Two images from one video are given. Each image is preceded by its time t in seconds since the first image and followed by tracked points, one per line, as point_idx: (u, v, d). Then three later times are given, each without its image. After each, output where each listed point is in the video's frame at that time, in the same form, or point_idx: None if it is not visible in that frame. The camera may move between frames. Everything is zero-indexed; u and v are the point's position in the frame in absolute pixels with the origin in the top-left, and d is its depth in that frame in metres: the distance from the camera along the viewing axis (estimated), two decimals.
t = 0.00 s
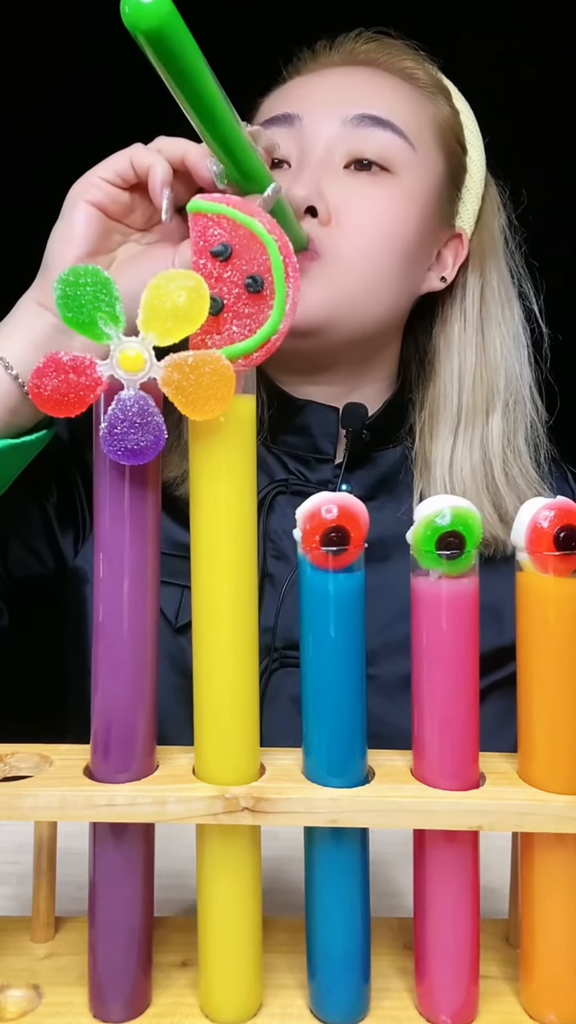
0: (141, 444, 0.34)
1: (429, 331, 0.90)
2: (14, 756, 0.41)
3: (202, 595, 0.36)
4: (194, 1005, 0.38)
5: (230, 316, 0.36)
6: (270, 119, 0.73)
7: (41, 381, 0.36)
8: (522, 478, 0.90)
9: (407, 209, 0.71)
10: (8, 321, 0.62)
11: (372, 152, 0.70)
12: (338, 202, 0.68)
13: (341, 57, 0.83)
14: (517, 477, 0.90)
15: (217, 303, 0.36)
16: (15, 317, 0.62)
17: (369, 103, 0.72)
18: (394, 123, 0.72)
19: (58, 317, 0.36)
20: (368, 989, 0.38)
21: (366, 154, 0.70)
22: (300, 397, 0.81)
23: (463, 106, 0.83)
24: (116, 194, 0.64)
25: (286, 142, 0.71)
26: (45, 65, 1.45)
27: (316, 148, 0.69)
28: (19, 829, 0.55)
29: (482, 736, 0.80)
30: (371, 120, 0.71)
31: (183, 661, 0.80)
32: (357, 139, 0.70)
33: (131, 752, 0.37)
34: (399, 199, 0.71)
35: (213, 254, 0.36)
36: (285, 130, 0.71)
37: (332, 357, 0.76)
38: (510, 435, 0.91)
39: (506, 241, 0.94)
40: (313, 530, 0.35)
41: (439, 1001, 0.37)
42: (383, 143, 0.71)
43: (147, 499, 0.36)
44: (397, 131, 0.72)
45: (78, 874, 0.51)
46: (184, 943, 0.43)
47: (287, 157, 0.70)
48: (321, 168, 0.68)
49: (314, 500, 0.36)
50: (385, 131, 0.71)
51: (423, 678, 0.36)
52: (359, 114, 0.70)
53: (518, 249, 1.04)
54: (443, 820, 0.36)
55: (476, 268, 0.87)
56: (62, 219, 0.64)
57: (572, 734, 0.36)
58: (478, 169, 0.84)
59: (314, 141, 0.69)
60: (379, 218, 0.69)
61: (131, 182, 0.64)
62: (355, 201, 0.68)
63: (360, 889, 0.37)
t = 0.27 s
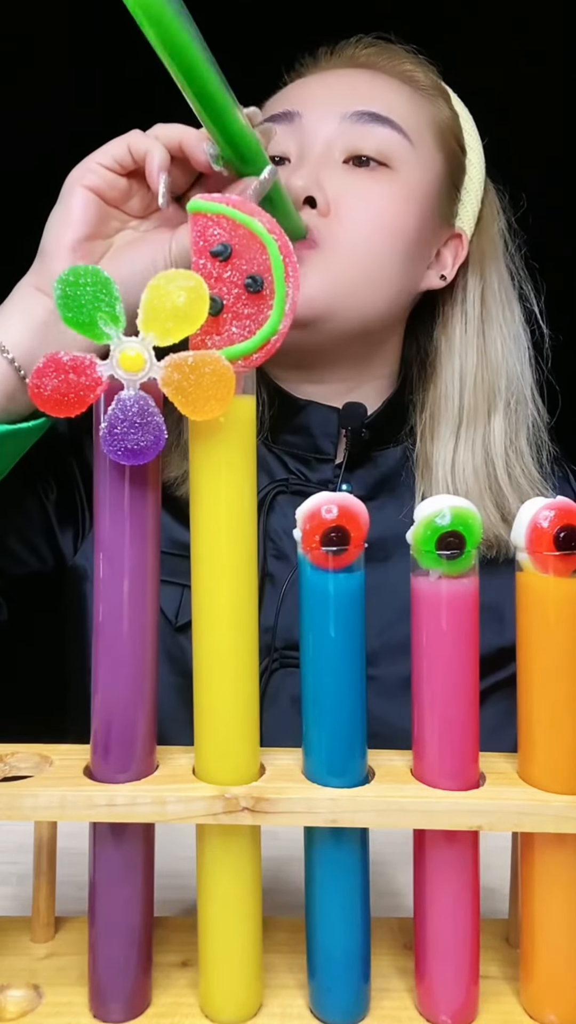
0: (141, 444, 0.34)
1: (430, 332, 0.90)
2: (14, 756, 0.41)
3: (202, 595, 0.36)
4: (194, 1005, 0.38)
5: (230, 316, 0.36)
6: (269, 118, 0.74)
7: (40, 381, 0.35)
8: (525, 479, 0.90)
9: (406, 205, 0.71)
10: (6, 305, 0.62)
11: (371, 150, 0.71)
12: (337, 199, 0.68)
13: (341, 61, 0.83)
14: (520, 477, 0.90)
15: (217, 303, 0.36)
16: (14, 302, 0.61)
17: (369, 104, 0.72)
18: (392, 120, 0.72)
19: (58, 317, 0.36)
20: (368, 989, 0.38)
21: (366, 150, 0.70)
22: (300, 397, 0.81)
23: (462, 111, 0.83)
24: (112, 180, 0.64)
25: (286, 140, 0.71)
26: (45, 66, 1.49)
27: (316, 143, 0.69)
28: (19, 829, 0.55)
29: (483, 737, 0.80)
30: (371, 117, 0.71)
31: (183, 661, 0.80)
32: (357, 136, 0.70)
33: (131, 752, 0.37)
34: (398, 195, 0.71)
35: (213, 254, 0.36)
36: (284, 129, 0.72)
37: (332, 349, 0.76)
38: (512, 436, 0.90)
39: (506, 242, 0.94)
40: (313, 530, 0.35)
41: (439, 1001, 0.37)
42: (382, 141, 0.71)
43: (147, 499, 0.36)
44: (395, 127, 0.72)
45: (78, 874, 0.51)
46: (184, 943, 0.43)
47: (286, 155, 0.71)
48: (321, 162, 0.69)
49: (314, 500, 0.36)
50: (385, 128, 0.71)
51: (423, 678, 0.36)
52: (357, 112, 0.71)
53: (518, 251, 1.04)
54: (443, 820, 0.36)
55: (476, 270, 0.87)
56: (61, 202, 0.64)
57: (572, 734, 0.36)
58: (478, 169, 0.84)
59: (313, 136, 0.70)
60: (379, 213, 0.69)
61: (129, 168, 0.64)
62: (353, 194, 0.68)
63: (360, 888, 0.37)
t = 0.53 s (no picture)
0: (141, 444, 0.34)
1: (431, 334, 0.90)
2: (14, 756, 0.41)
3: (202, 595, 0.36)
4: (194, 1005, 0.38)
5: (230, 317, 0.36)
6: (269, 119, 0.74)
7: (41, 381, 0.35)
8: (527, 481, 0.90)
9: (405, 202, 0.71)
10: (4, 291, 0.62)
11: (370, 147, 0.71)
12: (336, 196, 0.68)
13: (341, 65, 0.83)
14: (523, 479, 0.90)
15: (217, 303, 0.36)
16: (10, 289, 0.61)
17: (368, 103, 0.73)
18: (391, 118, 0.72)
19: (58, 317, 0.36)
20: (368, 989, 0.38)
21: (365, 147, 0.70)
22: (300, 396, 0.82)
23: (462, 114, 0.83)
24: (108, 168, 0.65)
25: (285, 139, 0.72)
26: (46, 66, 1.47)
27: (315, 141, 0.70)
28: (19, 829, 0.55)
29: (483, 737, 0.80)
30: (368, 116, 0.71)
31: (184, 660, 0.80)
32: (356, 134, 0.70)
33: (131, 752, 0.37)
34: (397, 191, 0.71)
35: (213, 254, 0.36)
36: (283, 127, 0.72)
37: (332, 347, 0.76)
38: (514, 437, 0.90)
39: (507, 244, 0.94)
40: (313, 530, 0.35)
41: (439, 1001, 0.37)
42: (382, 141, 0.71)
43: (147, 499, 0.36)
44: (395, 125, 0.72)
45: (78, 874, 0.51)
46: (184, 943, 0.43)
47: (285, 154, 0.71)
48: (320, 159, 0.69)
49: (314, 500, 0.36)
50: (383, 126, 0.72)
51: (423, 678, 0.36)
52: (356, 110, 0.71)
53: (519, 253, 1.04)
54: (443, 820, 0.36)
55: (477, 272, 0.87)
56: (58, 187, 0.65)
57: (572, 734, 0.36)
58: (478, 169, 0.84)
59: (313, 134, 0.70)
60: (378, 208, 0.69)
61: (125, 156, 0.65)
62: (352, 191, 0.68)
63: (360, 888, 0.37)
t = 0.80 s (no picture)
0: (141, 444, 0.34)
1: (431, 334, 0.90)
2: (14, 756, 0.41)
3: (202, 595, 0.36)
4: (194, 1005, 0.38)
5: (230, 317, 0.36)
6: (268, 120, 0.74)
7: (41, 381, 0.35)
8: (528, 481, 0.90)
9: (404, 200, 0.71)
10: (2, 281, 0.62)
11: (368, 147, 0.71)
12: (333, 194, 0.68)
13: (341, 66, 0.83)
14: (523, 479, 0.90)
15: (217, 303, 0.36)
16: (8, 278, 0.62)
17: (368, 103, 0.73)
18: (389, 118, 0.73)
19: (58, 317, 0.36)
20: (368, 989, 0.38)
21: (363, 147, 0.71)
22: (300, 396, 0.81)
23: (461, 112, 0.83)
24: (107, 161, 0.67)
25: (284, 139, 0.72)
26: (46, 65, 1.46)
27: (314, 140, 0.70)
28: (19, 829, 0.55)
29: (483, 737, 0.80)
30: (367, 115, 0.71)
31: (184, 660, 0.80)
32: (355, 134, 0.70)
33: (131, 752, 0.37)
34: (397, 189, 0.71)
35: (213, 254, 0.36)
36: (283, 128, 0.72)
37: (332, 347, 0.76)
38: (515, 437, 0.90)
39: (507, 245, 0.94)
40: (313, 530, 0.35)
41: (439, 1001, 0.37)
42: (381, 141, 0.71)
43: (147, 499, 0.36)
44: (394, 125, 0.72)
45: (78, 874, 0.51)
46: (184, 943, 0.43)
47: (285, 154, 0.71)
48: (318, 158, 0.69)
49: (314, 500, 0.36)
50: (381, 125, 0.72)
51: (423, 678, 0.36)
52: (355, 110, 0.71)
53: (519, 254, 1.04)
54: (443, 820, 0.36)
55: (477, 273, 0.87)
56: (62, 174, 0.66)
57: (572, 734, 0.36)
58: (478, 170, 0.84)
59: (312, 134, 0.70)
60: (378, 207, 0.69)
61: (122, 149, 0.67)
62: (351, 189, 0.68)
63: (359, 888, 0.37)
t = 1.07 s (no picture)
0: (141, 444, 0.34)
1: (430, 335, 0.90)
2: (14, 756, 0.41)
3: (202, 595, 0.36)
4: (194, 1005, 0.38)
5: (230, 317, 0.36)
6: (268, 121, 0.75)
7: (41, 381, 0.35)
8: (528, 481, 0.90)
9: (403, 198, 0.71)
10: None
11: (367, 146, 0.71)
12: (332, 192, 0.68)
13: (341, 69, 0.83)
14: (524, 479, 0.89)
15: (217, 303, 0.36)
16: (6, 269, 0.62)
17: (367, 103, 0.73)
18: (388, 117, 0.73)
19: (58, 317, 0.36)
20: (368, 989, 0.38)
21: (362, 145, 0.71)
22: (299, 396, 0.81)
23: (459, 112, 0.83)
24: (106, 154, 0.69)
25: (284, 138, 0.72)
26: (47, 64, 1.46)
27: (313, 138, 0.70)
28: (19, 829, 0.55)
29: (483, 737, 0.80)
30: (365, 115, 0.71)
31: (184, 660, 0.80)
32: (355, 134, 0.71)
33: (131, 752, 0.37)
34: (395, 188, 0.71)
35: (213, 254, 0.36)
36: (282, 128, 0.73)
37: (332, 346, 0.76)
38: (515, 437, 0.90)
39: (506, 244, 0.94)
40: (313, 530, 0.35)
41: (439, 1001, 0.37)
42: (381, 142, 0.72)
43: (147, 499, 0.36)
44: (393, 124, 0.73)
45: (78, 874, 0.51)
46: (184, 943, 0.43)
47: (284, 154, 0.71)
48: (317, 156, 0.69)
49: (314, 500, 0.36)
50: (380, 125, 0.72)
51: (423, 678, 0.36)
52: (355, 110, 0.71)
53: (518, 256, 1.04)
54: (443, 820, 0.36)
55: (477, 273, 0.87)
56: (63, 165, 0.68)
57: (572, 734, 0.36)
58: (477, 171, 0.84)
59: (312, 134, 0.70)
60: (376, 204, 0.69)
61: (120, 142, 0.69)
62: (350, 187, 0.68)
63: (360, 886, 0.37)
